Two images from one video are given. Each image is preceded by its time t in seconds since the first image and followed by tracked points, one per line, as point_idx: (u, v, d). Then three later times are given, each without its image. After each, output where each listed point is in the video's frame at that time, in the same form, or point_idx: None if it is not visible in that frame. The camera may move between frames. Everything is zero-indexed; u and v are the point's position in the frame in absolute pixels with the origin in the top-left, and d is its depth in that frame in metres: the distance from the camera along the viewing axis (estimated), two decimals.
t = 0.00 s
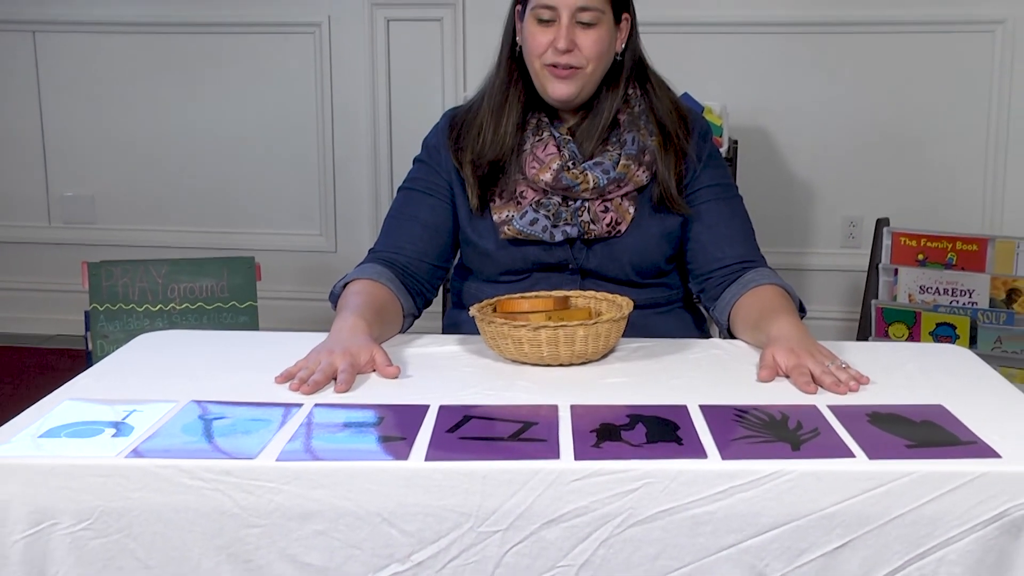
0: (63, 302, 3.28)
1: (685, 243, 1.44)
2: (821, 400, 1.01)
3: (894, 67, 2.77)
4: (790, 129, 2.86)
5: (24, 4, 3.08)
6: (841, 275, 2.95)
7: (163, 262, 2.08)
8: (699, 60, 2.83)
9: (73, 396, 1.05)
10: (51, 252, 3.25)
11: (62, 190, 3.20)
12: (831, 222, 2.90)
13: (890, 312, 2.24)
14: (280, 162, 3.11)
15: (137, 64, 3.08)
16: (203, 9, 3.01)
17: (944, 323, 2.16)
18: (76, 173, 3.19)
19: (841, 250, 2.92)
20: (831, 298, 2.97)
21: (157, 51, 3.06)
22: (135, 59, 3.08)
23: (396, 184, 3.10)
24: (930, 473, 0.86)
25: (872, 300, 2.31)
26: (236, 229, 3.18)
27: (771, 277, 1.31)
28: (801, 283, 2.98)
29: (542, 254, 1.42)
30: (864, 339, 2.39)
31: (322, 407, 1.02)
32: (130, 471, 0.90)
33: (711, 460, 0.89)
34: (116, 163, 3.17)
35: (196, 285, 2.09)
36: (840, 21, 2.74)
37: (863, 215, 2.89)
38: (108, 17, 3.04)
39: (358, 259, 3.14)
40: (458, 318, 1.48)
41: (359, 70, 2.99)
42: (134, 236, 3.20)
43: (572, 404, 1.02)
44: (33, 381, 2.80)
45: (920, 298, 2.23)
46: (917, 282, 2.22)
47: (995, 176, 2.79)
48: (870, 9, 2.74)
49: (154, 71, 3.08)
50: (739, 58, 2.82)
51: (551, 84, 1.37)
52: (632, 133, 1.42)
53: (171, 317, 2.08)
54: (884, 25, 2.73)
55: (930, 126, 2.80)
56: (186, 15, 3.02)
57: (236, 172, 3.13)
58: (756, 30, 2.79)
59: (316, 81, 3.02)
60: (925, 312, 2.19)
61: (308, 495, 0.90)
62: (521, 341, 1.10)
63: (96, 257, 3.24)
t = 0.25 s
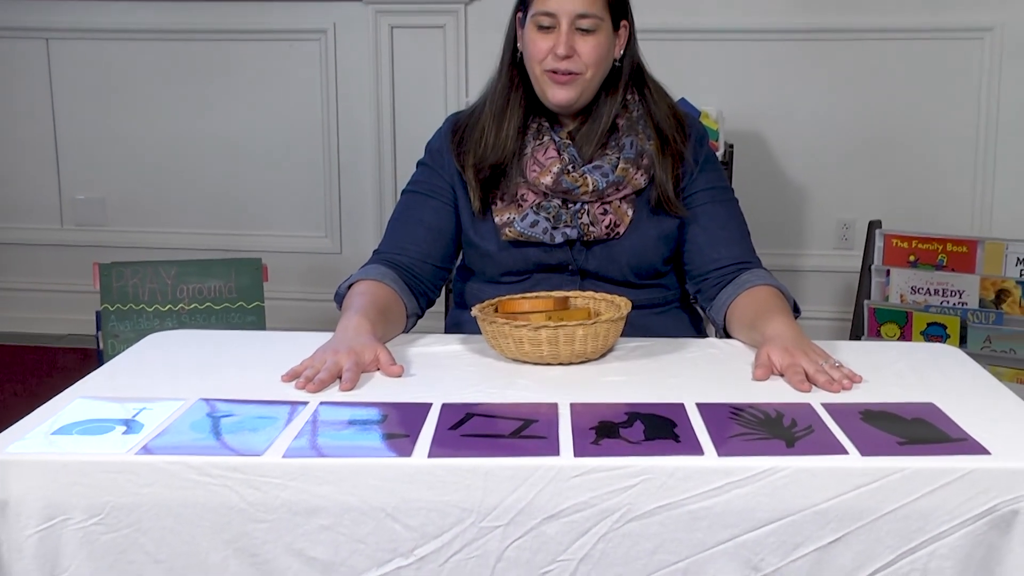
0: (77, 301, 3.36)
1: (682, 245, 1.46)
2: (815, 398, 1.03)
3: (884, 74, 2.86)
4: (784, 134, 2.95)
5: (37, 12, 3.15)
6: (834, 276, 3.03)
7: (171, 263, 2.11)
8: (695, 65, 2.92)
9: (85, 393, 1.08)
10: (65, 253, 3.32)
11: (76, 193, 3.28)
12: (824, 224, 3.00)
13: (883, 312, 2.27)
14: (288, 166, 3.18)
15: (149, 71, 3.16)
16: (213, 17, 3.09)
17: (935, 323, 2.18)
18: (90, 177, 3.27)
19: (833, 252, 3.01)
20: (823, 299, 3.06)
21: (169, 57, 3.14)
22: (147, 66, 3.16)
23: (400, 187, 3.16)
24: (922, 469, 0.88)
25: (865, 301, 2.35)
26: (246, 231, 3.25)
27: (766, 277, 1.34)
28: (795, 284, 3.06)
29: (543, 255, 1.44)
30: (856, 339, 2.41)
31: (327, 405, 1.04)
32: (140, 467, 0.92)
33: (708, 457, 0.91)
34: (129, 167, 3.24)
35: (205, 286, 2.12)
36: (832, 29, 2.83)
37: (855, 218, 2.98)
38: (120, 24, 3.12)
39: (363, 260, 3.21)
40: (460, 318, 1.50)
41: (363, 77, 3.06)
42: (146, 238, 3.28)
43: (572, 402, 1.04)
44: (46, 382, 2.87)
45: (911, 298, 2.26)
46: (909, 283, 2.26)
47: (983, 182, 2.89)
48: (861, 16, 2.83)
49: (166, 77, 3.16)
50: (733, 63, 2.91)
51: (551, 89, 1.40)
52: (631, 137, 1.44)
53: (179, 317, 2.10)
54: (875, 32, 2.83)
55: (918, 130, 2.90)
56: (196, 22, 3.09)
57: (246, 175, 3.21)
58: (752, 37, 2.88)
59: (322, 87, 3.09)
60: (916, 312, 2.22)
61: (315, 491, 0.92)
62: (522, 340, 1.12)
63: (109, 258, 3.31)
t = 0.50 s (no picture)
0: (88, 302, 3.42)
1: (679, 247, 1.49)
2: (809, 396, 1.06)
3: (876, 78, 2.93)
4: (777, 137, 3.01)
5: (49, 19, 3.20)
6: (826, 277, 3.10)
7: (181, 264, 2.14)
8: (693, 70, 2.98)
9: (97, 392, 1.10)
10: (76, 255, 3.38)
11: (88, 197, 3.34)
12: (817, 227, 3.06)
13: (874, 313, 2.30)
14: (295, 170, 3.26)
15: (160, 77, 3.22)
16: (222, 25, 3.15)
17: (925, 322, 2.22)
18: (101, 181, 3.33)
19: (827, 253, 3.07)
20: (816, 299, 3.13)
21: (179, 63, 3.21)
22: (157, 72, 3.22)
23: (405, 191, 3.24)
24: (911, 466, 0.90)
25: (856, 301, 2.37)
26: (253, 232, 3.32)
27: (761, 279, 1.36)
28: (789, 285, 3.13)
29: (543, 257, 1.46)
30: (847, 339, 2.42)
31: (332, 403, 1.07)
32: (151, 464, 0.94)
33: (703, 454, 0.93)
34: (140, 171, 3.31)
35: (213, 287, 2.16)
36: (827, 36, 2.90)
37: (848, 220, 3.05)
38: (131, 32, 3.18)
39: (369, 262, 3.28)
40: (462, 318, 1.53)
41: (369, 84, 3.13)
42: (156, 240, 3.34)
43: (571, 400, 1.07)
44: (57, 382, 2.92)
45: (902, 299, 2.28)
46: (899, 284, 2.28)
47: (972, 182, 2.95)
48: (853, 24, 2.90)
49: (176, 83, 3.22)
50: (730, 70, 2.97)
51: (550, 95, 1.42)
52: (629, 142, 1.47)
53: (188, 317, 2.15)
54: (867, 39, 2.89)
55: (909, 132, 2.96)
56: (205, 30, 3.16)
57: (254, 178, 3.28)
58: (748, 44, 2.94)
59: (328, 94, 3.16)
60: (907, 312, 2.25)
61: (321, 487, 0.94)
62: (523, 340, 1.14)
63: (120, 260, 3.38)
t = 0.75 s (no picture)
0: (100, 302, 3.48)
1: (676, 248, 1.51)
2: (803, 394, 1.08)
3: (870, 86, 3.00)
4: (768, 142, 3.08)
5: (64, 28, 3.28)
6: (819, 279, 3.16)
7: (190, 266, 2.20)
8: (691, 77, 3.05)
9: (108, 390, 1.13)
10: (89, 257, 3.45)
11: (100, 200, 3.41)
12: (810, 229, 3.13)
13: (866, 313, 2.31)
14: (301, 175, 3.31)
15: (173, 85, 3.29)
16: (232, 33, 3.22)
17: (916, 322, 2.23)
18: (113, 184, 3.40)
19: (821, 255, 3.14)
20: (810, 301, 3.19)
21: (189, 70, 3.28)
22: (168, 79, 3.29)
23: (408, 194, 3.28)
24: (903, 462, 0.92)
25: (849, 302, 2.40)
26: (260, 235, 3.38)
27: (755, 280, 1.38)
28: (782, 285, 3.19)
29: (544, 258, 1.49)
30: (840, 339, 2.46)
31: (338, 401, 1.09)
32: (160, 460, 0.96)
33: (700, 451, 0.95)
34: (152, 176, 3.38)
35: (222, 288, 2.22)
36: (822, 44, 2.96)
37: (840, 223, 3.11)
38: (143, 39, 3.25)
39: (373, 264, 3.33)
40: (465, 318, 1.56)
41: (373, 90, 3.19)
42: (167, 242, 3.41)
43: (571, 398, 1.09)
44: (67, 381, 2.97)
45: (893, 300, 2.31)
46: (890, 285, 2.31)
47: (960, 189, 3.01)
48: (847, 32, 2.96)
49: (187, 89, 3.29)
50: (726, 78, 3.04)
51: (551, 101, 1.45)
52: (627, 145, 1.49)
53: (198, 317, 2.20)
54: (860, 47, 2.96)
55: (900, 138, 3.03)
56: (215, 37, 3.22)
57: (262, 182, 3.34)
58: (745, 52, 3.01)
59: (334, 100, 3.22)
60: (898, 313, 2.26)
61: (326, 483, 0.96)
62: (523, 340, 1.17)
63: (132, 261, 3.45)
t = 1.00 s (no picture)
0: (110, 303, 3.52)
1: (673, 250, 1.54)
2: (797, 393, 1.11)
3: (865, 92, 3.03)
4: (767, 146, 3.11)
5: (72, 34, 3.30)
6: (813, 279, 3.19)
7: (199, 267, 2.23)
8: (692, 82, 3.09)
9: (120, 388, 1.16)
10: (99, 258, 3.48)
11: (110, 202, 3.44)
12: (804, 232, 3.16)
13: (859, 312, 2.34)
14: (305, 177, 3.34)
15: (181, 90, 3.32)
16: (238, 39, 3.25)
17: (906, 322, 2.26)
18: (123, 186, 3.43)
19: (814, 257, 3.17)
20: (803, 301, 3.22)
21: (196, 76, 3.31)
22: (173, 84, 3.33)
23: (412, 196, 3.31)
24: (894, 459, 0.95)
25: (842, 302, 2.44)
26: (267, 237, 3.41)
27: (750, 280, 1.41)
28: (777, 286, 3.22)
29: (544, 260, 1.51)
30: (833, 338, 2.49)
31: (343, 399, 1.12)
32: (170, 457, 0.99)
33: (696, 447, 0.98)
34: (157, 179, 3.41)
35: (230, 288, 2.27)
36: (821, 49, 3.00)
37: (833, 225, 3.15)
38: (151, 45, 3.28)
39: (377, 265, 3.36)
40: (467, 317, 1.59)
41: (377, 94, 3.22)
42: (175, 244, 3.44)
43: (571, 396, 1.12)
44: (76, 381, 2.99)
45: (885, 300, 2.36)
46: (882, 286, 2.35)
47: (949, 194, 3.06)
48: (844, 38, 3.00)
49: (194, 94, 3.32)
50: (726, 82, 3.07)
51: (551, 106, 1.47)
52: (625, 149, 1.52)
53: (206, 318, 2.23)
54: (857, 53, 2.99)
55: (894, 143, 3.07)
56: (221, 44, 3.25)
57: (268, 185, 3.37)
58: (744, 58, 3.04)
59: (338, 104, 3.25)
60: (889, 312, 2.30)
61: (332, 479, 0.98)
62: (524, 339, 1.19)
63: (141, 262, 3.48)
